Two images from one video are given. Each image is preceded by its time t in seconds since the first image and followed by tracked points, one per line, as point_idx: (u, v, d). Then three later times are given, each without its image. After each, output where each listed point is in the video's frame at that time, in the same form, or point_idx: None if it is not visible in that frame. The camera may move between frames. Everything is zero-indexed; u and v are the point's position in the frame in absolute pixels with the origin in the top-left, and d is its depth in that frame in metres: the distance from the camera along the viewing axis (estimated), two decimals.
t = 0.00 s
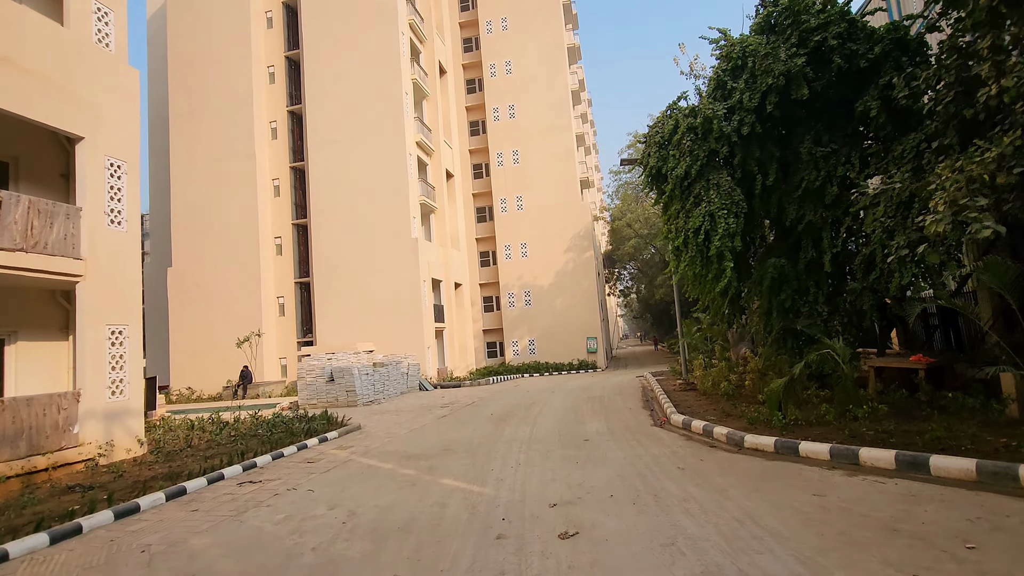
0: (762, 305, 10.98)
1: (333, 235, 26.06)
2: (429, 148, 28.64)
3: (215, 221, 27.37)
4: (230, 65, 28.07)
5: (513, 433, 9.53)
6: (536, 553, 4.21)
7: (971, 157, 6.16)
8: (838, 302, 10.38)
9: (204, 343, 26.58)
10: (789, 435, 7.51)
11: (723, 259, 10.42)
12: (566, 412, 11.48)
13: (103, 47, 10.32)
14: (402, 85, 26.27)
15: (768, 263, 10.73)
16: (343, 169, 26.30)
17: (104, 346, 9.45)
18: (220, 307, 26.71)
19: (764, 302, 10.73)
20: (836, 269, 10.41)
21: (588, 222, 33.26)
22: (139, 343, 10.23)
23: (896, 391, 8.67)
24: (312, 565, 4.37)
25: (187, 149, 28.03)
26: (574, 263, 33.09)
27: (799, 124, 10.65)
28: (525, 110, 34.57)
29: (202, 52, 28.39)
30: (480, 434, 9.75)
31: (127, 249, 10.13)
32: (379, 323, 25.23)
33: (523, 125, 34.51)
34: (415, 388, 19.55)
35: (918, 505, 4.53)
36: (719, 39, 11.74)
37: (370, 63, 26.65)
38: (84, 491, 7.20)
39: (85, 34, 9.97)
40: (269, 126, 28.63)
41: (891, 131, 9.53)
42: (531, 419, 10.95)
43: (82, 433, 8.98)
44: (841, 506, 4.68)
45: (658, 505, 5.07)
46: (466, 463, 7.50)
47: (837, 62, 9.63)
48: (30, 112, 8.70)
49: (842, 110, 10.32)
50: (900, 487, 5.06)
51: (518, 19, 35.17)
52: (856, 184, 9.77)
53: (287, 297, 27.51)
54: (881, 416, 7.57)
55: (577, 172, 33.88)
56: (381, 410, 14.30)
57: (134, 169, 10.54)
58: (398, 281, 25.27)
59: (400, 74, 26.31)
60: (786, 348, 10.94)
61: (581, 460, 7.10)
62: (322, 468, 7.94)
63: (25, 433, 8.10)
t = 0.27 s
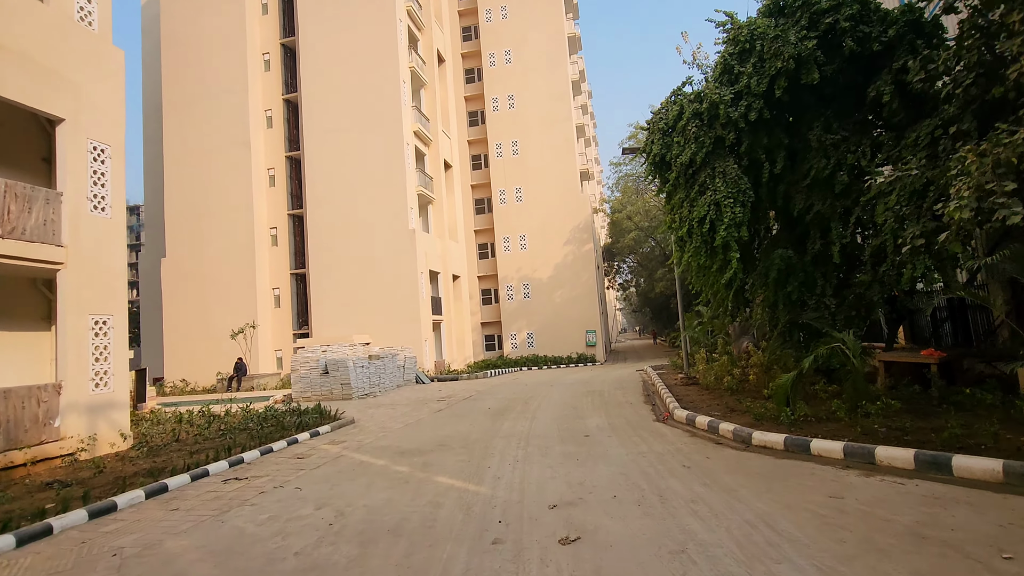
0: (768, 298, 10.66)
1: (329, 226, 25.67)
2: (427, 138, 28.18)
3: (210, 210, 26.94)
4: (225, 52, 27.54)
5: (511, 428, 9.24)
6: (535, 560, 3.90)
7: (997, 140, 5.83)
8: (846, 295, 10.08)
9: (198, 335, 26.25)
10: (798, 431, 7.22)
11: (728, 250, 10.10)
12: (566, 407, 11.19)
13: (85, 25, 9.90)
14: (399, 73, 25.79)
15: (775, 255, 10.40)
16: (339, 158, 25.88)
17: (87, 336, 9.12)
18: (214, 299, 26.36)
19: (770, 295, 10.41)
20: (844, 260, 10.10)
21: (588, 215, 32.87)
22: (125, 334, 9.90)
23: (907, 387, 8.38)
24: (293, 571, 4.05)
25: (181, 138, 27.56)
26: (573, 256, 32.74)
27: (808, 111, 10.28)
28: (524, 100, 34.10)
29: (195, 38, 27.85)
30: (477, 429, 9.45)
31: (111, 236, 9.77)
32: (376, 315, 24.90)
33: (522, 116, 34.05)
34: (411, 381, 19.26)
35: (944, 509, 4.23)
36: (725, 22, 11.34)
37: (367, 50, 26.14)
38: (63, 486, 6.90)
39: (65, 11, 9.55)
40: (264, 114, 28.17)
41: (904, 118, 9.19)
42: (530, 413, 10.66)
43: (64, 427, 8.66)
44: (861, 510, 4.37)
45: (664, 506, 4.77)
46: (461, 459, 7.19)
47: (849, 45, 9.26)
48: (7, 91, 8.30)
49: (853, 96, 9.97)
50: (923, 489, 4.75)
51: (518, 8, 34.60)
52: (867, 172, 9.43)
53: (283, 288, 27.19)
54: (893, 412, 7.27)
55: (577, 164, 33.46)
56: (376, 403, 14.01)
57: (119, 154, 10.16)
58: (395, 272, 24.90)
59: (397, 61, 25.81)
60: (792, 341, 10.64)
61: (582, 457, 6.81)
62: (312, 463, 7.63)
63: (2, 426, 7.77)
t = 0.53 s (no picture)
0: (775, 295, 10.34)
1: (326, 219, 25.33)
2: (426, 130, 27.78)
3: (205, 203, 26.59)
4: (220, 42, 27.09)
5: (509, 428, 8.95)
6: None
7: None
8: (855, 291, 9.78)
9: (194, 329, 25.98)
10: (807, 435, 6.92)
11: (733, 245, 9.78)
12: (566, 405, 10.91)
13: (69, 9, 9.54)
14: (398, 64, 25.36)
15: (782, 250, 10.07)
16: (336, 150, 25.50)
17: (70, 332, 8.81)
18: (210, 293, 26.05)
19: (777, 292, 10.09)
20: (854, 256, 9.79)
21: (589, 209, 32.50)
22: (111, 330, 9.59)
23: (919, 387, 8.09)
24: None
25: (176, 129, 27.18)
26: (574, 251, 32.41)
27: (818, 101, 9.93)
28: (525, 93, 33.68)
29: (190, 28, 27.39)
30: (474, 429, 9.17)
31: (96, 229, 9.45)
32: (374, 310, 24.60)
33: (522, 109, 33.63)
34: (409, 377, 18.98)
35: (972, 524, 3.93)
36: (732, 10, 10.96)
37: (365, 40, 25.70)
38: (41, 488, 6.61)
39: None
40: (260, 106, 27.77)
41: (919, 108, 8.85)
42: (529, 412, 10.37)
43: (46, 425, 8.38)
44: (881, 523, 4.08)
45: (670, 518, 4.48)
46: (457, 462, 6.90)
47: (861, 33, 8.90)
48: None
49: (864, 86, 9.62)
50: (946, 500, 4.46)
51: None
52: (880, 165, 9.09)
53: (280, 282, 26.88)
54: (907, 415, 6.99)
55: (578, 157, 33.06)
56: (372, 401, 13.71)
57: (104, 143, 9.82)
58: (393, 267, 24.57)
59: (396, 52, 25.38)
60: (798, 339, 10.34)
61: (583, 461, 6.52)
62: (302, 465, 7.35)
63: None
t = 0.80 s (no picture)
0: (780, 290, 10.00)
1: (324, 213, 25.01)
2: (425, 123, 27.41)
3: (201, 196, 26.27)
4: (216, 32, 26.71)
5: (505, 426, 8.65)
6: None
7: None
8: (864, 286, 9.46)
9: (190, 325, 25.72)
10: (816, 435, 6.61)
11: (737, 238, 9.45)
12: (564, 402, 10.61)
13: None
14: (396, 56, 24.98)
15: (788, 243, 9.73)
16: (333, 143, 25.16)
17: (52, 325, 8.53)
18: (205, 287, 25.77)
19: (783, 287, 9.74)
20: (863, 250, 9.46)
21: (590, 204, 32.17)
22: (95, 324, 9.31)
23: (931, 385, 7.77)
24: None
25: (172, 122, 26.85)
26: (574, 246, 32.08)
27: (827, 89, 9.59)
28: (525, 86, 33.29)
29: (185, 18, 26.99)
30: (469, 426, 8.88)
31: (79, 219, 9.15)
32: (371, 304, 24.30)
33: (523, 102, 33.24)
34: (405, 373, 18.69)
35: (1001, 534, 3.63)
36: None
37: (362, 31, 25.30)
38: (16, 487, 6.34)
39: None
40: (257, 98, 27.43)
41: (932, 95, 8.50)
42: (526, 410, 10.09)
43: (26, 421, 8.11)
44: (902, 532, 3.77)
45: (674, 524, 4.17)
46: (449, 462, 6.60)
47: (873, 16, 8.55)
48: None
49: (874, 73, 9.28)
50: (969, 506, 4.15)
51: None
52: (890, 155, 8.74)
53: (277, 276, 26.60)
54: (920, 414, 6.68)
55: (578, 151, 32.69)
56: (368, 397, 13.43)
57: (88, 129, 9.51)
58: (391, 261, 24.26)
59: (394, 43, 25.00)
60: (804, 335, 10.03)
61: (581, 461, 6.23)
62: (289, 465, 7.05)
63: None
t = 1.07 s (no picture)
0: (786, 288, 9.65)
1: (320, 207, 24.64)
2: (424, 115, 26.99)
3: (196, 188, 25.89)
4: (211, 21, 26.26)
5: (500, 427, 8.34)
6: None
7: None
8: (873, 285, 9.11)
9: (185, 318, 25.42)
10: (826, 441, 6.29)
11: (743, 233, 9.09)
12: (562, 402, 10.29)
13: None
14: (395, 46, 24.54)
15: (795, 240, 9.38)
16: (331, 135, 24.76)
17: (31, 319, 8.19)
18: (200, 280, 25.46)
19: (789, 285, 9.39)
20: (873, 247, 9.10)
21: (591, 199, 31.79)
22: (77, 318, 8.97)
23: (944, 389, 7.44)
24: None
25: (167, 112, 26.45)
26: (574, 242, 31.73)
27: (838, 79, 9.22)
28: (526, 79, 32.84)
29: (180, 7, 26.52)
30: (463, 427, 8.57)
31: (60, 209, 8.81)
32: (368, 299, 23.97)
33: (524, 95, 32.80)
34: (402, 369, 18.38)
35: None
36: None
37: (360, 21, 24.83)
38: None
39: None
40: (254, 88, 27.03)
41: (950, 86, 8.12)
42: (522, 410, 9.78)
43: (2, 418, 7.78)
44: (928, 556, 3.45)
45: (678, 542, 3.85)
46: (440, 467, 6.29)
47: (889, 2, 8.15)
48: None
49: (888, 63, 8.90)
50: (998, 526, 3.83)
51: None
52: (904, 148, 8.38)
53: (273, 270, 26.29)
54: (936, 420, 6.34)
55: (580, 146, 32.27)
56: (361, 394, 13.13)
57: (70, 116, 9.15)
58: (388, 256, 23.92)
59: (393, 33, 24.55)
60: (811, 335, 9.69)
61: (578, 467, 5.90)
62: (273, 467, 6.74)
63: None
